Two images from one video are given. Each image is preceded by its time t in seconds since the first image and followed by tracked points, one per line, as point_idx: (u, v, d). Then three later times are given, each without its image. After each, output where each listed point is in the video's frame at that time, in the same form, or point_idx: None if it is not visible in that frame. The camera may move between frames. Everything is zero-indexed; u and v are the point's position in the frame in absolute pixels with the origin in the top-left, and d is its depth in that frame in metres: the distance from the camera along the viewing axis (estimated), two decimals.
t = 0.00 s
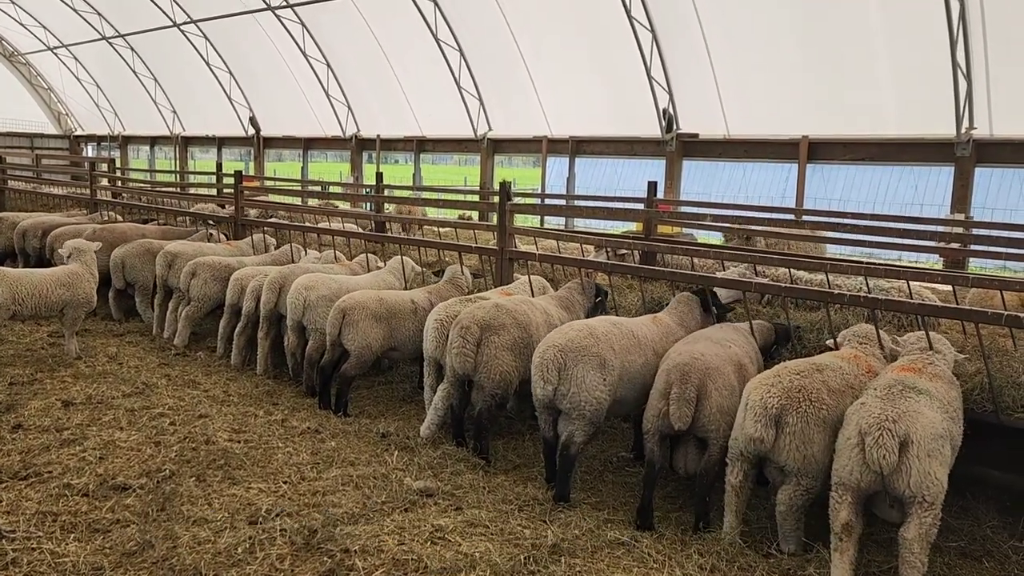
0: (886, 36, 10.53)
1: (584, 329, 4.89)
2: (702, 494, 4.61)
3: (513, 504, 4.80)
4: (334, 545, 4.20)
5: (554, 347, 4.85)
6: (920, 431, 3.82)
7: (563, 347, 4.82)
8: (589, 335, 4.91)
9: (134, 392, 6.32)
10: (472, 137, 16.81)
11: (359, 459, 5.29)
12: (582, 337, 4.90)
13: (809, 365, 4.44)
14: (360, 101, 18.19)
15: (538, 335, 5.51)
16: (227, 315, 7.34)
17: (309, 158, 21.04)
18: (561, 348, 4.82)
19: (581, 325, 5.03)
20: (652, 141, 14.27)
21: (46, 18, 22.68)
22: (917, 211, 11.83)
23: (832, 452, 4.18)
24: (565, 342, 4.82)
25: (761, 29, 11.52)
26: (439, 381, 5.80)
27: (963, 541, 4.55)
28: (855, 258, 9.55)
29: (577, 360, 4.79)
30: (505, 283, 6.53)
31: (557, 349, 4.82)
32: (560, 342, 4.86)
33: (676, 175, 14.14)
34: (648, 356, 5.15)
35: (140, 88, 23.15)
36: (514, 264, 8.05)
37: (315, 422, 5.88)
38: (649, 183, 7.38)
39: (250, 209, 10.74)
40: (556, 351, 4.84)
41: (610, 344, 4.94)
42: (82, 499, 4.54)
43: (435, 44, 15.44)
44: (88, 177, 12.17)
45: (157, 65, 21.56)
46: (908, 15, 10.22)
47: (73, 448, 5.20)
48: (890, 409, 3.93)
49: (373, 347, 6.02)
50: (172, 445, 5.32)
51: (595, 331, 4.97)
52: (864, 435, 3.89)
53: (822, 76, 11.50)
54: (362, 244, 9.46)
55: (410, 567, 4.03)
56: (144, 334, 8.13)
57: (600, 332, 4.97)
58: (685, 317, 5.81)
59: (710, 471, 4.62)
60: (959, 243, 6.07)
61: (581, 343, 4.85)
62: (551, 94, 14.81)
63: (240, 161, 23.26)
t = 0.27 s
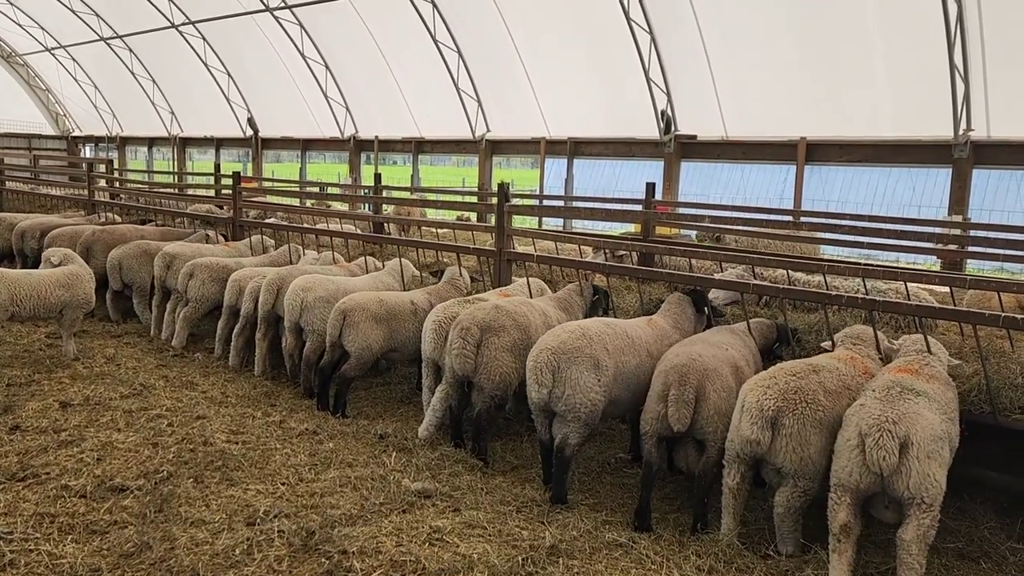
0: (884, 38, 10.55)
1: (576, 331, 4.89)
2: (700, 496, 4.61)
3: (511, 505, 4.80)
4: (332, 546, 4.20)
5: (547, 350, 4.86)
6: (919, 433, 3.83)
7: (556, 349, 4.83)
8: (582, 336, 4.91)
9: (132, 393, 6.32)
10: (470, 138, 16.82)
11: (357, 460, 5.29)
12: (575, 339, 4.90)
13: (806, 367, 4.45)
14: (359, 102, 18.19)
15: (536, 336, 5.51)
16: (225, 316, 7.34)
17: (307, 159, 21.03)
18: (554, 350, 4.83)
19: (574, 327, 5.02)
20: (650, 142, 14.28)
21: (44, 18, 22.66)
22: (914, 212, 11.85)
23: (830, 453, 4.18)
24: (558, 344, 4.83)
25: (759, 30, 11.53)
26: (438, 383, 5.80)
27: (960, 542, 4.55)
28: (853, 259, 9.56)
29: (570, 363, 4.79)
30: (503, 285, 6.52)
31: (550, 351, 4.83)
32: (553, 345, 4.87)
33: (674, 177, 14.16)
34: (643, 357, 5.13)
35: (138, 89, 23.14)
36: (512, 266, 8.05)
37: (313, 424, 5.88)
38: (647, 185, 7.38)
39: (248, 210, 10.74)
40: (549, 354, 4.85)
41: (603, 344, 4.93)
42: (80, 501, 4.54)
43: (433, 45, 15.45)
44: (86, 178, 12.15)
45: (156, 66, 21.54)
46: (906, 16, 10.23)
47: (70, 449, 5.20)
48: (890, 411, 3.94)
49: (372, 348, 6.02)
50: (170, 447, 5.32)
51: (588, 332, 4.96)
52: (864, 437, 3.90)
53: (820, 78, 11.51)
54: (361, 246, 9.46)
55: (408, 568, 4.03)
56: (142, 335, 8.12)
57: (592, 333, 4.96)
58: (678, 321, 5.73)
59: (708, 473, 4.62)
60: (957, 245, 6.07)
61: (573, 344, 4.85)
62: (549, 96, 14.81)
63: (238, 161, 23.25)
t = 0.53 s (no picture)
0: (880, 40, 10.58)
1: (568, 333, 4.85)
2: (697, 497, 4.61)
3: (509, 506, 4.80)
4: (329, 548, 4.20)
5: (540, 355, 4.83)
6: (919, 433, 3.83)
7: (549, 353, 4.79)
8: (574, 338, 4.88)
9: (128, 394, 6.31)
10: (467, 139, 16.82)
11: (354, 461, 5.29)
12: (568, 341, 4.87)
13: (800, 367, 4.45)
14: (356, 103, 18.19)
15: (533, 337, 5.51)
16: (222, 317, 7.33)
17: (305, 159, 21.03)
18: (547, 354, 4.79)
19: (566, 329, 4.98)
20: (647, 143, 14.29)
21: (41, 19, 22.63)
22: (911, 213, 11.86)
23: (826, 454, 4.19)
24: (550, 348, 4.80)
25: (756, 31, 11.54)
26: (435, 384, 5.80)
27: (957, 543, 4.56)
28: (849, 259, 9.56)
29: (564, 366, 4.76)
30: (500, 285, 6.52)
31: (543, 356, 4.80)
32: (546, 348, 4.84)
33: (671, 177, 14.15)
34: (636, 359, 5.12)
35: (135, 90, 23.12)
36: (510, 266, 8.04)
37: (310, 424, 5.88)
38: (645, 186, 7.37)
39: (245, 211, 10.72)
40: (542, 358, 4.82)
41: (596, 345, 4.90)
42: (76, 502, 4.53)
43: (431, 46, 15.45)
44: (83, 179, 12.14)
45: (153, 66, 21.52)
46: (903, 18, 10.25)
47: (67, 450, 5.19)
48: (889, 412, 3.94)
49: (370, 349, 6.02)
50: (167, 448, 5.31)
51: (580, 334, 4.93)
52: (863, 438, 3.91)
53: (817, 79, 11.53)
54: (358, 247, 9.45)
55: (406, 569, 4.03)
56: (138, 336, 8.11)
57: (585, 334, 4.93)
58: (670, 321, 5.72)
59: (705, 474, 4.62)
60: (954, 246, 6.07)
61: (567, 347, 4.81)
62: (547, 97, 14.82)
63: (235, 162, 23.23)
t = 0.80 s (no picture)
0: (876, 42, 10.60)
1: (555, 335, 4.83)
2: (692, 497, 4.62)
3: (505, 506, 4.81)
4: (325, 548, 4.19)
5: (526, 358, 4.83)
6: (913, 433, 3.84)
7: (535, 356, 4.79)
8: (562, 340, 4.85)
9: (124, 395, 6.30)
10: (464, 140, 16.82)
11: (350, 461, 5.28)
12: (554, 343, 4.84)
13: (795, 367, 4.45)
14: (352, 104, 18.19)
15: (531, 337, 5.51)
16: (218, 317, 7.33)
17: (301, 160, 21.01)
18: (533, 358, 4.78)
19: (555, 330, 4.95)
20: (643, 144, 14.31)
21: (37, 20, 22.61)
22: (907, 214, 11.89)
23: (821, 453, 4.19)
24: (536, 351, 4.79)
25: (752, 32, 11.57)
26: (431, 384, 5.81)
27: (952, 542, 4.58)
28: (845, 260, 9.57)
29: (549, 370, 4.75)
30: (496, 285, 6.51)
31: (528, 360, 4.79)
32: (532, 352, 4.83)
33: (668, 178, 14.17)
34: (629, 358, 5.08)
35: (131, 91, 23.09)
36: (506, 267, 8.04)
37: (306, 425, 5.88)
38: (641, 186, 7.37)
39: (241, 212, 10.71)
40: (528, 362, 4.82)
41: (585, 346, 4.87)
42: (72, 503, 4.53)
43: (427, 47, 15.46)
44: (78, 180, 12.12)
45: (149, 67, 21.50)
46: (898, 19, 10.29)
47: (62, 451, 5.18)
48: (884, 411, 3.95)
49: (366, 350, 6.02)
50: (162, 448, 5.30)
51: (568, 335, 4.90)
52: (858, 437, 3.92)
53: (812, 80, 11.56)
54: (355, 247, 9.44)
55: (402, 569, 4.02)
56: (134, 337, 8.10)
57: (573, 335, 4.90)
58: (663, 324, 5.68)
59: (700, 474, 4.63)
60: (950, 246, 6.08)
61: (553, 349, 4.80)
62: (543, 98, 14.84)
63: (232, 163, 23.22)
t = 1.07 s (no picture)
0: (869, 42, 10.65)
1: (531, 338, 4.82)
2: (687, 497, 4.63)
3: (500, 506, 4.81)
4: (321, 548, 4.19)
5: (505, 365, 4.81)
6: (905, 432, 3.86)
7: (514, 361, 4.78)
8: (538, 343, 4.84)
9: (118, 395, 6.28)
10: (459, 141, 16.82)
11: (345, 462, 5.28)
12: (532, 347, 4.83)
13: (787, 366, 4.47)
14: (347, 104, 18.18)
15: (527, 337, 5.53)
16: (213, 318, 7.31)
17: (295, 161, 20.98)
18: (512, 363, 4.78)
19: (532, 334, 4.93)
20: (638, 145, 14.34)
21: (30, 20, 22.53)
22: (900, 215, 11.92)
23: (813, 453, 4.21)
24: (515, 356, 4.78)
25: (746, 32, 11.61)
26: (426, 384, 5.81)
27: (945, 541, 4.60)
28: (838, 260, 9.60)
29: (529, 374, 4.75)
30: (492, 285, 6.51)
31: (508, 366, 4.79)
32: (511, 358, 4.82)
33: (662, 179, 14.18)
34: (610, 356, 5.07)
35: (125, 91, 23.03)
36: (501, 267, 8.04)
37: (301, 425, 5.87)
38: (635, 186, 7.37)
39: (235, 212, 10.69)
40: (507, 368, 4.80)
41: (563, 346, 4.86)
42: (66, 503, 4.52)
43: (422, 47, 15.47)
44: (71, 180, 12.08)
45: (143, 68, 21.45)
46: (891, 20, 10.33)
47: (56, 451, 5.16)
48: (876, 411, 3.97)
49: (361, 350, 6.02)
50: (156, 449, 5.29)
51: (546, 337, 4.89)
52: (851, 436, 3.93)
53: (806, 81, 11.60)
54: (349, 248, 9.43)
55: (397, 569, 4.02)
56: (128, 338, 8.08)
57: (550, 337, 4.88)
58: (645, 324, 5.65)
59: (695, 473, 4.64)
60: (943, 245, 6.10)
61: (531, 353, 4.79)
62: (537, 98, 14.85)
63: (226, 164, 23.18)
